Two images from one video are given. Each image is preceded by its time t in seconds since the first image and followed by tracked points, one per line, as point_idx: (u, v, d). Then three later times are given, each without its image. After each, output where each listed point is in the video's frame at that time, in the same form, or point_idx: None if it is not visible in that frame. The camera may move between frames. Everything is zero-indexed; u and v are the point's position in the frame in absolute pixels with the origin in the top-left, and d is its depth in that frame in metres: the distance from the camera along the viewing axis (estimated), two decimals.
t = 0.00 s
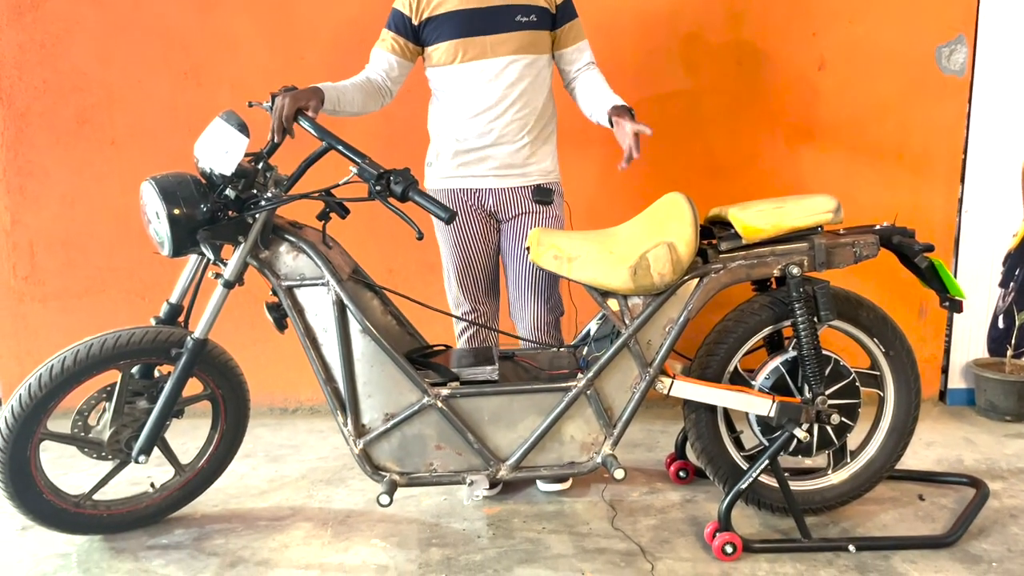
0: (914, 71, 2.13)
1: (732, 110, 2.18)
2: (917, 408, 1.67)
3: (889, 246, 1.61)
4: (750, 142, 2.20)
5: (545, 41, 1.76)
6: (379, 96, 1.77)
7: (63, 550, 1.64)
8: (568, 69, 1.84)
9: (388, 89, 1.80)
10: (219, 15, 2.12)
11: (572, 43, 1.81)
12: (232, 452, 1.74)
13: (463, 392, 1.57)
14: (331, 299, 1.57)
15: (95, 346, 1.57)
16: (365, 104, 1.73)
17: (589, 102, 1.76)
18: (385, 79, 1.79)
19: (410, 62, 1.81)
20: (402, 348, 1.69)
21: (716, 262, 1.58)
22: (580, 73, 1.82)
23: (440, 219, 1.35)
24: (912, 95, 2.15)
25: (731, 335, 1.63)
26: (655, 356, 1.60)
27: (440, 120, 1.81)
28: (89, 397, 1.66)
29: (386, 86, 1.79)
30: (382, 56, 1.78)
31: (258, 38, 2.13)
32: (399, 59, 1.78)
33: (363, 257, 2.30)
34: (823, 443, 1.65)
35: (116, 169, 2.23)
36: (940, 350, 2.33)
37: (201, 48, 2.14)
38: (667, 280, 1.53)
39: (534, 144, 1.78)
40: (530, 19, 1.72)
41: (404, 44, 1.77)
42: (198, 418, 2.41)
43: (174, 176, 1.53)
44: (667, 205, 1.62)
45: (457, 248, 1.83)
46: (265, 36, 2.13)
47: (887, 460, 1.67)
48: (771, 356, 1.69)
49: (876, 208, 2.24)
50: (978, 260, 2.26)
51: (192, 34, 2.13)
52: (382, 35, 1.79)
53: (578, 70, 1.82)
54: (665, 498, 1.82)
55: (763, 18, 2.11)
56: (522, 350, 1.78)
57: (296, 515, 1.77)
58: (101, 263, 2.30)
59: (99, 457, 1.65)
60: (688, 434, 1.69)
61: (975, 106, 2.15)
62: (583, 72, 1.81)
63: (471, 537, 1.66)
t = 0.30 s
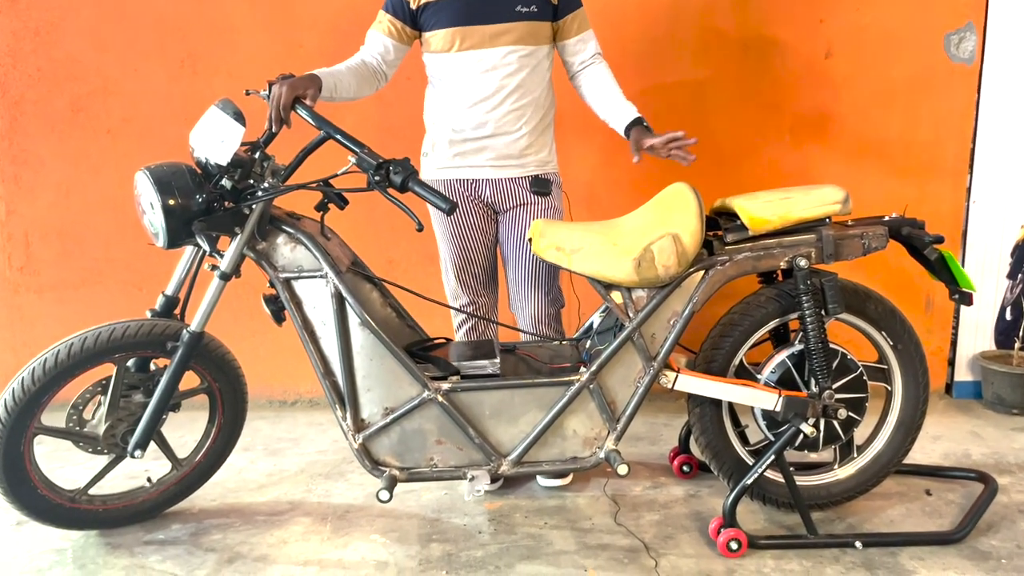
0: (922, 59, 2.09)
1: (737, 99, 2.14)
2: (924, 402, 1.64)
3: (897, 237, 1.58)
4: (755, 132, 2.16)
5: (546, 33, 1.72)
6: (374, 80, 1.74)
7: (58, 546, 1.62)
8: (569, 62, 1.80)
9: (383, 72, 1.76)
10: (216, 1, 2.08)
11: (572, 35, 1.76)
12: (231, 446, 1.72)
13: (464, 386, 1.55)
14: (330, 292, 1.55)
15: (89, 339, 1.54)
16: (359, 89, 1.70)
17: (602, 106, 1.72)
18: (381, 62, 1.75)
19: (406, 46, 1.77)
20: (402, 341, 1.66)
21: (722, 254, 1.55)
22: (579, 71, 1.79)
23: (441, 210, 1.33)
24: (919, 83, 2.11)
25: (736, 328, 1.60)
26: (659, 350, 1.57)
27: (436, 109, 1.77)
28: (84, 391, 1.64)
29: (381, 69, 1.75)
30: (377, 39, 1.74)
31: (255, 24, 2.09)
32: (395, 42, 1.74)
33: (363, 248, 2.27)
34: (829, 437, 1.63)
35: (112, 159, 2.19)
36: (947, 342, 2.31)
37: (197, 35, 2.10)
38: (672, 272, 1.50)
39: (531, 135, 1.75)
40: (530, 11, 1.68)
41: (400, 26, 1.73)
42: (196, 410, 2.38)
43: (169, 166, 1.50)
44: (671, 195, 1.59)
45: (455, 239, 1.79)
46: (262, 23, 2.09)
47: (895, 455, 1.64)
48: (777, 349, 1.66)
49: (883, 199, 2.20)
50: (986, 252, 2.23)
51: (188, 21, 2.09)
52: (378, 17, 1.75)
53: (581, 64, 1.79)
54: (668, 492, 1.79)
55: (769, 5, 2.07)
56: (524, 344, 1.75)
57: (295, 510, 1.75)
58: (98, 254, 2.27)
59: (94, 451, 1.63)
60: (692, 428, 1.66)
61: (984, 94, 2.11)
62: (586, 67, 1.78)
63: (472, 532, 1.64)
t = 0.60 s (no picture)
0: (924, 53, 2.06)
1: (737, 93, 2.11)
2: (928, 401, 1.62)
3: (902, 234, 1.55)
4: (755, 126, 2.13)
5: (544, 27, 1.68)
6: (367, 71, 1.70)
7: (47, 549, 1.59)
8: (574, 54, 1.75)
9: (377, 63, 1.73)
10: None
11: (576, 23, 1.71)
12: (223, 447, 1.69)
13: (460, 386, 1.52)
14: (323, 290, 1.52)
15: (77, 339, 1.51)
16: (352, 80, 1.66)
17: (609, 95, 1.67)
18: (375, 54, 1.72)
19: (401, 38, 1.73)
20: (396, 339, 1.63)
21: (723, 251, 1.52)
22: (582, 63, 1.74)
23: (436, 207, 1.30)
24: (922, 77, 2.08)
25: (737, 327, 1.58)
26: (659, 349, 1.54)
27: (431, 104, 1.74)
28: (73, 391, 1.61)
29: (376, 61, 1.72)
30: (372, 29, 1.70)
31: (246, 16, 2.05)
32: (389, 32, 1.71)
33: (358, 244, 2.24)
34: (831, 437, 1.60)
35: (102, 154, 2.15)
36: (948, 339, 2.28)
37: (188, 27, 2.06)
38: (672, 270, 1.47)
39: (528, 131, 1.71)
40: (528, 4, 1.64)
41: (396, 17, 1.69)
42: (189, 409, 2.35)
43: (158, 161, 1.47)
44: (672, 191, 1.57)
45: (452, 235, 1.75)
46: (254, 15, 2.05)
47: (898, 455, 1.62)
48: (779, 348, 1.64)
49: (884, 195, 2.17)
50: (988, 248, 2.20)
51: (178, 12, 2.05)
52: (374, 7, 1.71)
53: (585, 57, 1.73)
54: (668, 493, 1.77)
55: None
56: (521, 342, 1.72)
57: (288, 511, 1.72)
58: (88, 251, 2.23)
59: (84, 453, 1.60)
60: (692, 428, 1.64)
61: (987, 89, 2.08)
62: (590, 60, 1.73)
63: (469, 534, 1.61)
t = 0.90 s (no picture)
0: (922, 55, 2.04)
1: (734, 95, 2.09)
2: (930, 408, 1.59)
3: (903, 238, 1.53)
4: (751, 128, 2.11)
5: (538, 29, 1.65)
6: (361, 70, 1.67)
7: (31, 562, 1.55)
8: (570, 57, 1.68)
9: (371, 62, 1.70)
10: None
11: (566, 26, 1.66)
12: (212, 456, 1.65)
13: (455, 394, 1.49)
14: (314, 296, 1.49)
15: (62, 347, 1.48)
16: (344, 79, 1.63)
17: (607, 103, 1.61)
18: (368, 52, 1.68)
19: (396, 36, 1.70)
20: (390, 346, 1.60)
21: (723, 256, 1.50)
22: (579, 67, 1.68)
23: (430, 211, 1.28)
24: (920, 79, 2.06)
25: (737, 333, 1.55)
26: (657, 356, 1.52)
27: (426, 107, 1.71)
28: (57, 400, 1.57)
29: (369, 60, 1.69)
30: (365, 26, 1.67)
31: (236, 17, 2.02)
32: (383, 31, 1.68)
33: (349, 248, 2.20)
34: (832, 445, 1.58)
35: (89, 156, 2.11)
36: (947, 343, 2.26)
37: (176, 28, 2.02)
38: (671, 275, 1.45)
39: (523, 134, 1.68)
40: (522, 7, 1.61)
41: (391, 15, 1.66)
42: (179, 416, 2.31)
43: (144, 165, 1.43)
44: (673, 194, 1.51)
45: (447, 240, 1.72)
46: (244, 15, 2.02)
47: (899, 463, 1.59)
48: (779, 354, 1.61)
49: (882, 198, 2.15)
50: (987, 251, 2.18)
51: (166, 13, 2.01)
52: (368, 4, 1.68)
53: (578, 59, 1.66)
54: (666, 501, 1.74)
55: None
56: (517, 348, 1.69)
57: (278, 522, 1.68)
58: (75, 255, 2.19)
59: (68, 464, 1.56)
60: (691, 436, 1.61)
61: (986, 91, 2.06)
62: (584, 62, 1.66)
63: (463, 545, 1.58)
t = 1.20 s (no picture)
0: (918, 64, 2.02)
1: (729, 105, 2.06)
2: (930, 424, 1.56)
3: (904, 251, 1.50)
4: (746, 137, 2.08)
5: (534, 37, 1.62)
6: (352, 81, 1.63)
7: None
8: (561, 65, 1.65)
9: (362, 73, 1.65)
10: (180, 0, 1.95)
11: (562, 34, 1.63)
12: (194, 477, 1.60)
13: (445, 413, 1.44)
14: (300, 312, 1.44)
15: (36, 365, 1.43)
16: (334, 89, 1.59)
17: (601, 116, 1.59)
18: (360, 62, 1.64)
19: (387, 45, 1.66)
20: (377, 362, 1.56)
21: (720, 270, 1.46)
22: (569, 77, 1.65)
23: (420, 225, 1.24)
24: (915, 89, 2.03)
25: (734, 348, 1.51)
26: (653, 373, 1.48)
27: (418, 117, 1.67)
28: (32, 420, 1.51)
29: (360, 70, 1.64)
30: (356, 36, 1.63)
31: (221, 24, 1.97)
32: (375, 40, 1.63)
33: (337, 260, 2.16)
34: (832, 463, 1.54)
35: (69, 167, 2.06)
36: (943, 355, 2.24)
37: (158, 35, 1.97)
38: (668, 290, 1.42)
39: (518, 145, 1.65)
40: (517, 14, 1.58)
41: (382, 25, 1.62)
42: (161, 433, 2.25)
43: (122, 177, 1.38)
44: (668, 207, 1.49)
45: (439, 254, 1.68)
46: (229, 23, 1.97)
47: (899, 480, 1.56)
48: (777, 369, 1.57)
49: (878, 209, 2.12)
50: (983, 263, 2.16)
51: (149, 20, 1.96)
52: (358, 13, 1.64)
53: (571, 69, 1.63)
54: (661, 520, 1.70)
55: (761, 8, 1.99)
56: (509, 364, 1.65)
57: (263, 544, 1.63)
58: (54, 269, 2.13)
59: (44, 486, 1.50)
60: (687, 453, 1.57)
61: (982, 101, 2.03)
62: (577, 73, 1.63)
63: (454, 568, 1.53)
